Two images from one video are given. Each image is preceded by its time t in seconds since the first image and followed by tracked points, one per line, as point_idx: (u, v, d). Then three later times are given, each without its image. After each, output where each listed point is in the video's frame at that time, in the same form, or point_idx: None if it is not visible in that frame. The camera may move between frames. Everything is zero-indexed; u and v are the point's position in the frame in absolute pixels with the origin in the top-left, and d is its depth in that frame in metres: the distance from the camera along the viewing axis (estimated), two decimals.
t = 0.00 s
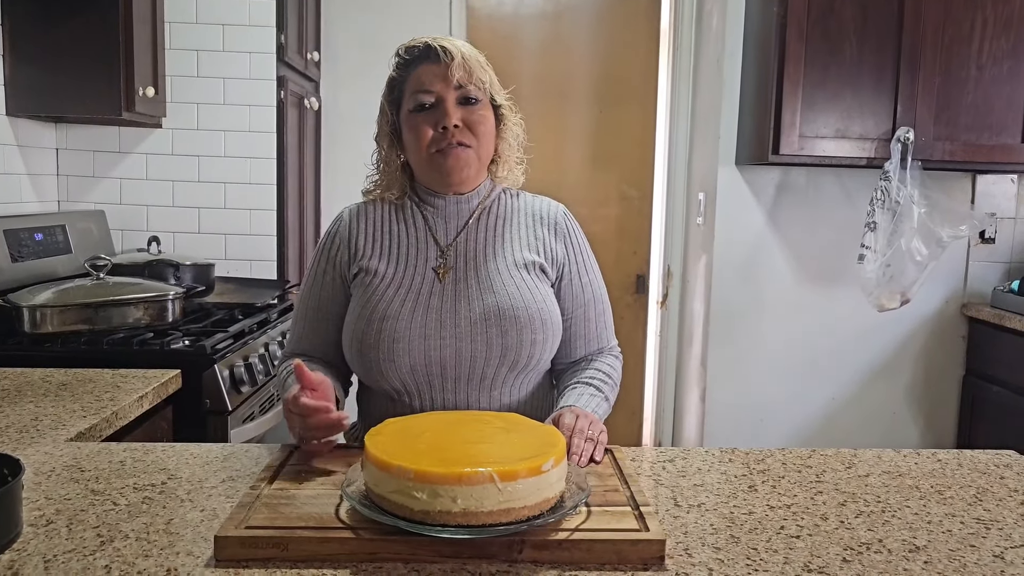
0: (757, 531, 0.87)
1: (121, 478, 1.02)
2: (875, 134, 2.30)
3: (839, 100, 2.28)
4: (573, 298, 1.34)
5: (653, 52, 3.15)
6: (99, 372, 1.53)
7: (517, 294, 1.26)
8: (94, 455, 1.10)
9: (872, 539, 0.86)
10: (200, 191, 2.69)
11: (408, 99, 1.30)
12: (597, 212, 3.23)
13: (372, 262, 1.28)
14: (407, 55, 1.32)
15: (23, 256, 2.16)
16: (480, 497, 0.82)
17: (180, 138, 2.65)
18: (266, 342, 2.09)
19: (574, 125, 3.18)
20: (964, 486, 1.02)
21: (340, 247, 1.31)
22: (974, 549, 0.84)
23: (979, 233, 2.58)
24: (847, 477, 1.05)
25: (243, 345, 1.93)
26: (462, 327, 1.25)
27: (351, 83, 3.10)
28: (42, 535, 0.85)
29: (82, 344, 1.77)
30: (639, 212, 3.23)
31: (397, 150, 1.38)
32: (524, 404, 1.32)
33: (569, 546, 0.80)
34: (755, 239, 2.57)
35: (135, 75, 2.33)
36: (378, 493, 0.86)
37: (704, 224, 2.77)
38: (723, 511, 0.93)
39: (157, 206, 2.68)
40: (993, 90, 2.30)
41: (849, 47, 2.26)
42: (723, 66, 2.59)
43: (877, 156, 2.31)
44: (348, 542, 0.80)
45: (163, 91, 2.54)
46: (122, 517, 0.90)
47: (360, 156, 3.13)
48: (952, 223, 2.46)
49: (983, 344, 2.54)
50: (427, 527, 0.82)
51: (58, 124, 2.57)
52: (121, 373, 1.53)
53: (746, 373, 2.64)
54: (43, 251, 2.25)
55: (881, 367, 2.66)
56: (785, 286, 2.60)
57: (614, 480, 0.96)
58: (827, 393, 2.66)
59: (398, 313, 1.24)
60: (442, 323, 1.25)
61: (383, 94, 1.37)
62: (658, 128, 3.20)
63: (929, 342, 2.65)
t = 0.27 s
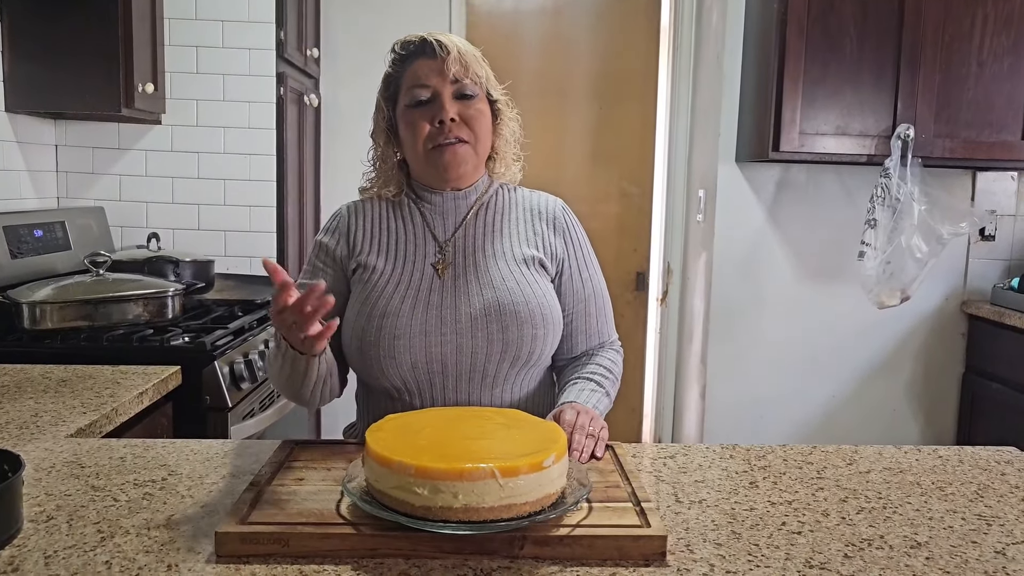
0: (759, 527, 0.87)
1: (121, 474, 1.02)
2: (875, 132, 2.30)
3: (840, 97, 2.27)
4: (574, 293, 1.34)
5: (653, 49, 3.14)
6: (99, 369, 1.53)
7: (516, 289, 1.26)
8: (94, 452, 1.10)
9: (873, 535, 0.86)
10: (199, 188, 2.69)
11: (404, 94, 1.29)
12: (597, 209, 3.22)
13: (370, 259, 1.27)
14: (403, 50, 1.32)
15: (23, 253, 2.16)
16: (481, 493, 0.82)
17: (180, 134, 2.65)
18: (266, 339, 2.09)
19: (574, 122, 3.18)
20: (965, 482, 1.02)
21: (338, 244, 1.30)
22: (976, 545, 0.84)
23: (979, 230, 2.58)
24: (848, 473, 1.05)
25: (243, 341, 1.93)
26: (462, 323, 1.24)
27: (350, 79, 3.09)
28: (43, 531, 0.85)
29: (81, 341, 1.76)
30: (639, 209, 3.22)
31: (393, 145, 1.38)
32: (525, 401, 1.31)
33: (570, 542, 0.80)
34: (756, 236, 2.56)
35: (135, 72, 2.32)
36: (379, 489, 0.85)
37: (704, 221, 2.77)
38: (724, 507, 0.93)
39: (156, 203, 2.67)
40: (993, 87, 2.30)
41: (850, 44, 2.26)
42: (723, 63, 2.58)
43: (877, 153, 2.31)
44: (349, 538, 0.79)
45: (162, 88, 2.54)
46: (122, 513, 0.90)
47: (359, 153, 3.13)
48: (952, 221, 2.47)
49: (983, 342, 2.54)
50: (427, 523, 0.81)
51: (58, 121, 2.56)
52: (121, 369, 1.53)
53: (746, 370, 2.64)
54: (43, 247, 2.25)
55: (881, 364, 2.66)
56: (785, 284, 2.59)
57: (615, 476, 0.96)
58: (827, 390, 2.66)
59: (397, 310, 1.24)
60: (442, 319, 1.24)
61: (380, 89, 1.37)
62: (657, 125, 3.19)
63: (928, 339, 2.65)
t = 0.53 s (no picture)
0: (758, 526, 0.87)
1: (119, 473, 1.02)
2: (874, 130, 2.30)
3: (839, 95, 2.27)
4: (572, 291, 1.34)
5: (652, 47, 3.14)
6: (97, 367, 1.52)
7: (514, 288, 1.26)
8: (92, 450, 1.10)
9: (873, 533, 0.86)
10: (197, 186, 2.68)
11: (403, 88, 1.29)
12: (595, 208, 3.22)
13: (366, 259, 1.27)
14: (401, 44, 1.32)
15: (21, 251, 2.15)
16: (481, 491, 0.82)
17: (178, 132, 2.64)
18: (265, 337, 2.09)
19: (573, 120, 3.18)
20: (965, 480, 1.02)
21: (333, 244, 1.30)
22: (976, 543, 0.84)
23: (978, 228, 2.58)
24: (847, 471, 1.05)
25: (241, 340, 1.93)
26: (460, 323, 1.24)
27: (348, 77, 3.09)
28: (41, 530, 0.85)
29: (79, 339, 1.76)
30: (638, 208, 3.22)
31: (390, 140, 1.38)
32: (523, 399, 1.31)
33: (569, 541, 0.80)
34: (754, 234, 2.56)
35: (133, 69, 2.32)
36: (379, 488, 0.85)
37: (702, 219, 2.76)
38: (724, 505, 0.93)
39: (155, 201, 2.67)
40: (992, 85, 2.30)
41: (849, 42, 2.26)
42: (721, 60, 2.58)
43: (876, 151, 2.31)
44: (348, 536, 0.79)
45: (160, 86, 2.53)
46: (121, 512, 0.89)
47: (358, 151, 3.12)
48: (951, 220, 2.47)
49: (981, 340, 2.54)
50: (427, 522, 0.81)
51: (56, 119, 2.56)
52: (119, 368, 1.53)
53: (744, 368, 2.64)
54: (40, 245, 2.24)
55: (879, 362, 2.66)
56: (784, 282, 2.59)
57: (614, 475, 0.96)
58: (826, 388, 2.67)
59: (395, 310, 1.24)
60: (440, 319, 1.24)
61: (377, 84, 1.37)
62: (656, 123, 3.19)
63: (927, 338, 2.65)
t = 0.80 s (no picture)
0: (758, 526, 0.87)
1: (117, 473, 1.01)
2: (872, 129, 2.30)
3: (836, 95, 2.28)
4: (568, 291, 1.34)
5: (649, 47, 3.14)
6: (94, 367, 1.52)
7: (511, 291, 1.26)
8: (89, 451, 1.09)
9: (873, 534, 0.86)
10: (194, 185, 2.67)
11: (399, 86, 1.29)
12: (593, 207, 3.22)
13: (361, 263, 1.26)
14: (398, 43, 1.31)
15: (17, 251, 2.14)
16: (480, 492, 0.82)
17: (175, 132, 2.64)
18: (262, 338, 2.08)
19: (570, 119, 3.17)
20: (964, 480, 1.02)
21: (327, 248, 1.29)
22: (976, 543, 0.84)
23: (975, 228, 2.58)
24: (847, 471, 1.05)
25: (238, 339, 1.92)
26: (456, 327, 1.24)
27: (346, 76, 3.08)
28: (38, 531, 0.84)
29: (76, 339, 1.75)
30: (635, 207, 3.22)
31: (384, 140, 1.37)
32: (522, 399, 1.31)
33: (569, 541, 0.79)
34: (752, 234, 2.56)
35: (129, 68, 2.31)
36: (378, 488, 0.85)
37: (700, 219, 2.76)
38: (723, 505, 0.93)
39: (152, 201, 2.66)
40: (990, 84, 2.30)
41: (846, 41, 2.26)
42: (719, 60, 2.58)
43: (874, 151, 2.31)
44: (348, 537, 0.79)
45: (157, 85, 2.52)
46: (118, 513, 0.89)
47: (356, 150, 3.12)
48: (947, 219, 2.48)
49: (978, 339, 2.55)
50: (427, 522, 0.81)
51: (52, 118, 2.55)
52: (116, 368, 1.52)
53: (742, 367, 2.64)
54: (37, 245, 2.23)
55: (876, 362, 2.66)
56: (782, 282, 2.60)
57: (614, 475, 0.96)
58: (823, 388, 2.67)
59: (391, 313, 1.23)
60: (436, 322, 1.24)
61: (371, 83, 1.36)
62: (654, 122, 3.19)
63: (924, 337, 2.65)
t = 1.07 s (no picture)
0: (757, 526, 0.87)
1: (114, 474, 1.01)
2: (869, 129, 2.30)
3: (833, 95, 2.28)
4: (565, 292, 1.34)
5: (646, 47, 3.14)
6: (90, 367, 1.51)
7: (507, 293, 1.26)
8: (85, 451, 1.09)
9: (871, 533, 0.86)
10: (191, 185, 2.67)
11: (395, 87, 1.28)
12: (590, 207, 3.22)
13: (357, 265, 1.26)
14: (395, 42, 1.30)
15: (13, 250, 2.14)
16: (479, 492, 0.81)
17: (172, 131, 2.63)
18: (259, 338, 2.08)
19: (568, 119, 3.17)
20: (962, 480, 1.02)
21: (323, 250, 1.29)
22: (974, 543, 0.84)
23: (971, 228, 2.59)
24: (845, 471, 1.05)
25: (235, 339, 1.92)
26: (453, 329, 1.24)
27: (343, 75, 3.08)
28: (35, 532, 0.84)
29: (73, 339, 1.75)
30: (633, 207, 3.22)
31: (380, 140, 1.37)
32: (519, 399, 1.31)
33: (568, 541, 0.79)
34: (749, 233, 2.56)
35: (125, 67, 2.30)
36: (376, 489, 0.85)
37: (697, 218, 2.76)
38: (722, 505, 0.93)
39: (148, 200, 2.66)
40: (986, 84, 2.31)
41: (843, 40, 2.26)
42: (716, 60, 2.58)
43: (871, 151, 2.31)
44: (346, 538, 0.79)
45: (153, 84, 2.52)
46: (115, 514, 0.89)
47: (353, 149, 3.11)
48: (941, 220, 2.47)
49: (975, 338, 2.55)
50: (425, 522, 0.81)
51: (48, 117, 2.54)
52: (113, 368, 1.52)
53: (739, 367, 2.64)
54: (33, 245, 2.23)
55: (873, 361, 2.67)
56: (779, 282, 2.60)
57: (612, 475, 0.96)
58: (820, 387, 2.67)
59: (387, 315, 1.23)
60: (433, 324, 1.24)
61: (367, 82, 1.35)
62: (651, 121, 3.19)
63: (921, 336, 2.65)
